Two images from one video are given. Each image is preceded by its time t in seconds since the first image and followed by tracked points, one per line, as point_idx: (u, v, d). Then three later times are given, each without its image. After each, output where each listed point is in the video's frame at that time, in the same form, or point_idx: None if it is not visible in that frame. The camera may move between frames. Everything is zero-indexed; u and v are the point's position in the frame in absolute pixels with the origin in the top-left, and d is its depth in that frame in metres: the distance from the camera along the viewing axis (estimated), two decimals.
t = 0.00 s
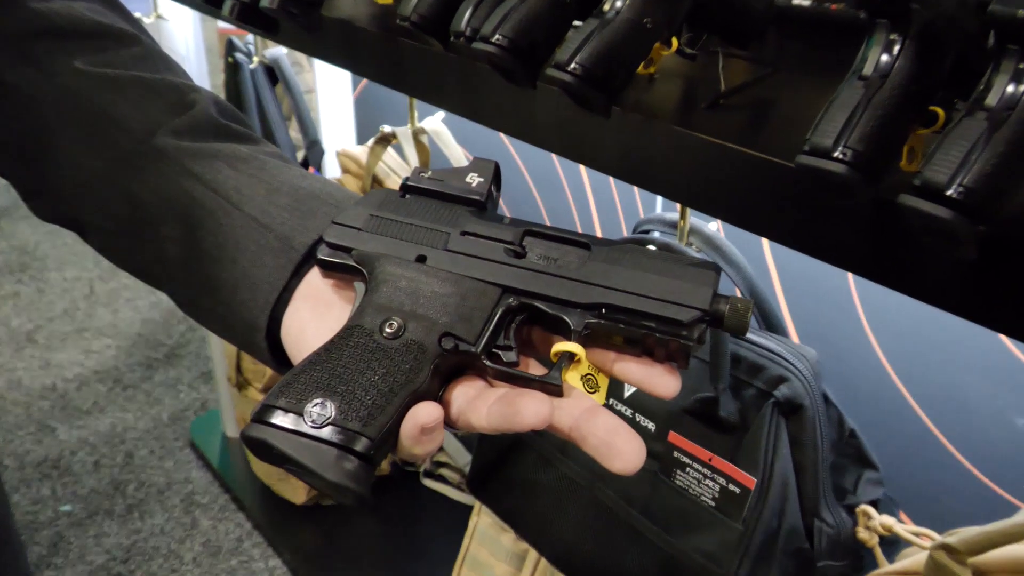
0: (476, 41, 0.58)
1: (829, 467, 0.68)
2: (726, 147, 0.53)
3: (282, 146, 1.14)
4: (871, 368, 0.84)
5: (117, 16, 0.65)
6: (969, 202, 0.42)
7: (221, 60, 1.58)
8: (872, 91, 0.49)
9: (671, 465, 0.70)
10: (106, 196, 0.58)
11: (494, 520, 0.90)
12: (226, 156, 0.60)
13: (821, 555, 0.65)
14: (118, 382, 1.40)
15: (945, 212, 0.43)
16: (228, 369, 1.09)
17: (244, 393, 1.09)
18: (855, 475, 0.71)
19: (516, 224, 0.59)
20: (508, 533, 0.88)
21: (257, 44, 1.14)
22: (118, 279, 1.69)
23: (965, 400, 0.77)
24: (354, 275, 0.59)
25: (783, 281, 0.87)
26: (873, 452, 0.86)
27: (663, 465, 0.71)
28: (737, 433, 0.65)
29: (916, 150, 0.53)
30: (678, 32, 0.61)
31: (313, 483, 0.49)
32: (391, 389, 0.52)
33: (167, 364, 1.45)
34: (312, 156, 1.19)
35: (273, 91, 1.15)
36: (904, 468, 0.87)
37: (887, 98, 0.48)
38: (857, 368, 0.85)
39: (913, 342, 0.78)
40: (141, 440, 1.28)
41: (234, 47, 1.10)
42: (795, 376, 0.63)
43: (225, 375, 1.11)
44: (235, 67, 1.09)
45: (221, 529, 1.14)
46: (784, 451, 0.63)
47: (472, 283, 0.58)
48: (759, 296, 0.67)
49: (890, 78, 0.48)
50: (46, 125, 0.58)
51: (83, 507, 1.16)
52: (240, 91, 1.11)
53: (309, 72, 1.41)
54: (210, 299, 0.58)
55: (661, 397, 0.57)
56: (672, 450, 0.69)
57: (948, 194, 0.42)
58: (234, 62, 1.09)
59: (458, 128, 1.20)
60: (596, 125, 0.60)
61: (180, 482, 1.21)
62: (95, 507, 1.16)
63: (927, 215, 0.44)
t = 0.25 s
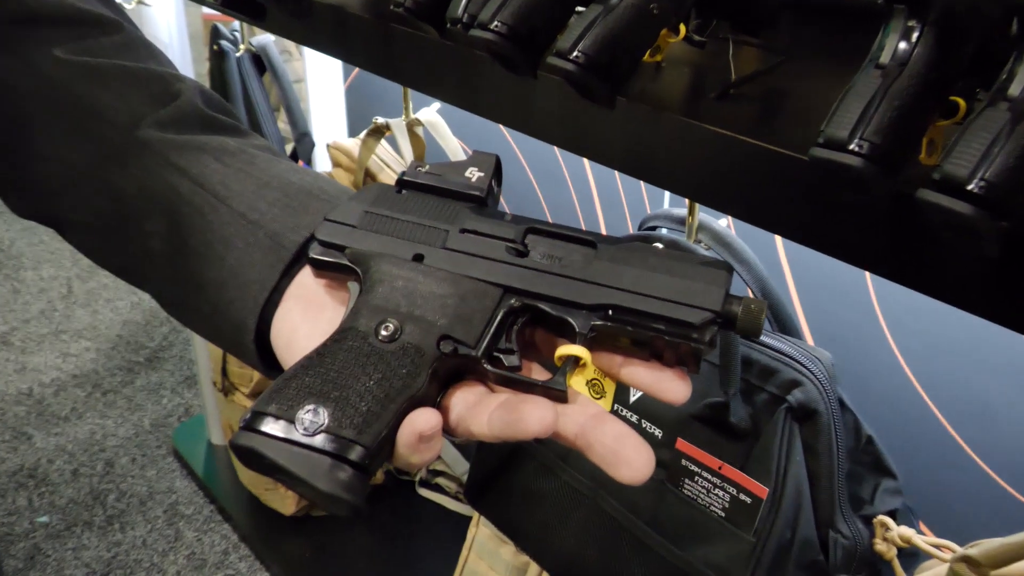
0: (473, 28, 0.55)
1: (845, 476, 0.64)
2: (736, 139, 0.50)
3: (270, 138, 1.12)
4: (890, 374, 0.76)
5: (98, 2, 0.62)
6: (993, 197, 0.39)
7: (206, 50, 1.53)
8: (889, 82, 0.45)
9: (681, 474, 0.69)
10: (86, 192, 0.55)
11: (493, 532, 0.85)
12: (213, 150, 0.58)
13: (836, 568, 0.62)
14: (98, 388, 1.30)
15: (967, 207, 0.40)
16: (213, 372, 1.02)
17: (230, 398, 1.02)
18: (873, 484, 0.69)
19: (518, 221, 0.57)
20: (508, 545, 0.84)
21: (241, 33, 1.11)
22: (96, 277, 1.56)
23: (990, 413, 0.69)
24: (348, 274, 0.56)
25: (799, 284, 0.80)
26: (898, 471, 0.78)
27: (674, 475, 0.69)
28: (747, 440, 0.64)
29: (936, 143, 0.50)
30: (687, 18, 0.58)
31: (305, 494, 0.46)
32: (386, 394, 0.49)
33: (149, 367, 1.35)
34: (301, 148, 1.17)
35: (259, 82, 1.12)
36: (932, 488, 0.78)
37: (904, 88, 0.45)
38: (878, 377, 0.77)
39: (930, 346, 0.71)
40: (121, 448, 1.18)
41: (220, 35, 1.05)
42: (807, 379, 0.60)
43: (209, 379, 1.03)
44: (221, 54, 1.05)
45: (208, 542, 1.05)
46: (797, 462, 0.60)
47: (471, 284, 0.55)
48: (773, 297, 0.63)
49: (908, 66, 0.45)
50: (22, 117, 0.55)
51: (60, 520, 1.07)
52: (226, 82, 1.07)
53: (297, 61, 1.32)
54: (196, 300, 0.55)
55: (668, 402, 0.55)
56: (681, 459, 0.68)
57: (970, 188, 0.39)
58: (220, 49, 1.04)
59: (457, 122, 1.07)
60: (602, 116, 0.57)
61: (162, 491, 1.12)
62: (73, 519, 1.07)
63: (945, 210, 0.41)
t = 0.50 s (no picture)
0: (468, 14, 0.52)
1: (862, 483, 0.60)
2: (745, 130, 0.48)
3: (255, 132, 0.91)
4: (906, 376, 0.73)
5: None
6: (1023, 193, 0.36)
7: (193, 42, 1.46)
8: (907, 70, 0.42)
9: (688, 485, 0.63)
10: (61, 187, 0.53)
11: (492, 544, 0.78)
12: (196, 143, 0.55)
13: None
14: (76, 393, 1.12)
15: (990, 203, 0.37)
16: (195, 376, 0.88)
17: (217, 406, 0.88)
18: (892, 495, 0.62)
19: (516, 218, 0.54)
20: (509, 558, 0.77)
21: (223, 12, 0.92)
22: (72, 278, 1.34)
23: (1003, 406, 0.66)
24: (337, 273, 0.54)
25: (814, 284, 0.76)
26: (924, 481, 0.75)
27: (679, 485, 0.63)
28: (760, 447, 0.59)
29: (957, 134, 0.46)
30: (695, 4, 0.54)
31: (292, 506, 0.43)
32: (378, 401, 0.46)
33: (128, 373, 1.16)
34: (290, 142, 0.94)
35: (245, 68, 0.92)
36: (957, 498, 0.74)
37: (921, 77, 0.42)
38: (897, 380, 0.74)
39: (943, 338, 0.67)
40: (99, 458, 1.02)
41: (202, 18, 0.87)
42: (824, 385, 0.55)
43: (193, 385, 0.89)
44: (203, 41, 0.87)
45: (191, 556, 0.90)
46: (812, 469, 0.56)
47: (468, 284, 0.52)
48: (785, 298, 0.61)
49: (928, 54, 0.42)
50: None
51: (35, 532, 0.92)
52: (208, 67, 0.89)
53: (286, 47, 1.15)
54: (176, 299, 0.53)
55: (674, 408, 0.52)
56: (689, 468, 0.62)
57: (993, 182, 0.36)
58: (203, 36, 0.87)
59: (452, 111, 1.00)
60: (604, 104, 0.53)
61: (144, 503, 0.97)
62: (48, 531, 0.93)
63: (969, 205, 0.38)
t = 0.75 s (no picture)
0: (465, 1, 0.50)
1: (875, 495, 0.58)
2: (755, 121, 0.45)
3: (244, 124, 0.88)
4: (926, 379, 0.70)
5: None
6: None
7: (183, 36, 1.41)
8: (923, 60, 0.40)
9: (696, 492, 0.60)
10: (43, 180, 0.51)
11: (492, 555, 0.75)
12: (183, 134, 0.53)
13: None
14: (56, 399, 1.06)
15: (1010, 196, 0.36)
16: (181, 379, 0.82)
17: (201, 409, 0.82)
18: (908, 503, 0.60)
19: (518, 210, 0.51)
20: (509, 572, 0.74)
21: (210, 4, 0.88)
22: (53, 275, 1.26)
23: None
24: (331, 269, 0.52)
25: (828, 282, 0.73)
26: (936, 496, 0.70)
27: (686, 491, 0.60)
28: (771, 455, 0.57)
29: (975, 127, 0.44)
30: None
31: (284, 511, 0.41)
32: (373, 402, 0.44)
33: (111, 378, 1.10)
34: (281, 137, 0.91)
35: (233, 58, 0.88)
36: (981, 515, 0.69)
37: (937, 68, 0.40)
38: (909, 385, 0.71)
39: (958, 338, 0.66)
40: (80, 465, 0.97)
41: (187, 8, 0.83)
42: (836, 387, 0.54)
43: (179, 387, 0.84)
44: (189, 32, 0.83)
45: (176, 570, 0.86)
46: (824, 476, 0.54)
47: (467, 280, 0.50)
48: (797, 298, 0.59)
49: (944, 43, 0.40)
50: None
51: (13, 544, 0.88)
52: (194, 59, 0.85)
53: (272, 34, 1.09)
54: (162, 298, 0.51)
55: (682, 409, 0.50)
56: (697, 474, 0.59)
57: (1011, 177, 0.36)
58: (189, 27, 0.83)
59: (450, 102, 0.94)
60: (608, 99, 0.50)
61: (126, 513, 0.92)
62: (27, 544, 0.89)
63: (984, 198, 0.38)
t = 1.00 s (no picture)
0: None
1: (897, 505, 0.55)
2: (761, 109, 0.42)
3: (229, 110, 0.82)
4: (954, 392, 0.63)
5: None
6: None
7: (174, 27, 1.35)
8: (947, 45, 0.37)
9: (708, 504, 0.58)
10: (19, 170, 0.50)
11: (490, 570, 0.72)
12: (164, 121, 0.52)
13: None
14: (30, 405, 0.98)
15: None
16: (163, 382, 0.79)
17: (182, 417, 0.78)
18: (930, 515, 0.58)
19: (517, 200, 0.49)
20: None
21: None
22: (28, 274, 1.17)
23: None
24: (321, 262, 0.49)
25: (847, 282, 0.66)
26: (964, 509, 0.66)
27: (699, 503, 0.59)
28: (785, 464, 0.54)
29: (1001, 116, 0.39)
30: None
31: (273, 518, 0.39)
32: (365, 402, 0.42)
33: (88, 382, 1.01)
34: (266, 127, 0.88)
35: (216, 43, 0.83)
36: (1010, 531, 0.65)
37: (963, 54, 0.36)
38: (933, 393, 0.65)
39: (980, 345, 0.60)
40: (53, 476, 0.89)
41: None
42: (855, 392, 0.51)
43: (160, 392, 0.81)
44: (171, 15, 0.77)
45: None
46: (842, 486, 0.52)
47: (464, 273, 0.47)
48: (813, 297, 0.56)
49: (969, 30, 0.37)
50: None
51: None
52: (176, 47, 0.79)
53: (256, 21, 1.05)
54: (142, 292, 0.49)
55: (693, 409, 0.47)
56: (709, 486, 0.57)
57: None
58: (170, 9, 0.77)
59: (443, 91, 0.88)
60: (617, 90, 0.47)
61: (105, 526, 0.85)
62: None
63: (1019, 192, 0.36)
